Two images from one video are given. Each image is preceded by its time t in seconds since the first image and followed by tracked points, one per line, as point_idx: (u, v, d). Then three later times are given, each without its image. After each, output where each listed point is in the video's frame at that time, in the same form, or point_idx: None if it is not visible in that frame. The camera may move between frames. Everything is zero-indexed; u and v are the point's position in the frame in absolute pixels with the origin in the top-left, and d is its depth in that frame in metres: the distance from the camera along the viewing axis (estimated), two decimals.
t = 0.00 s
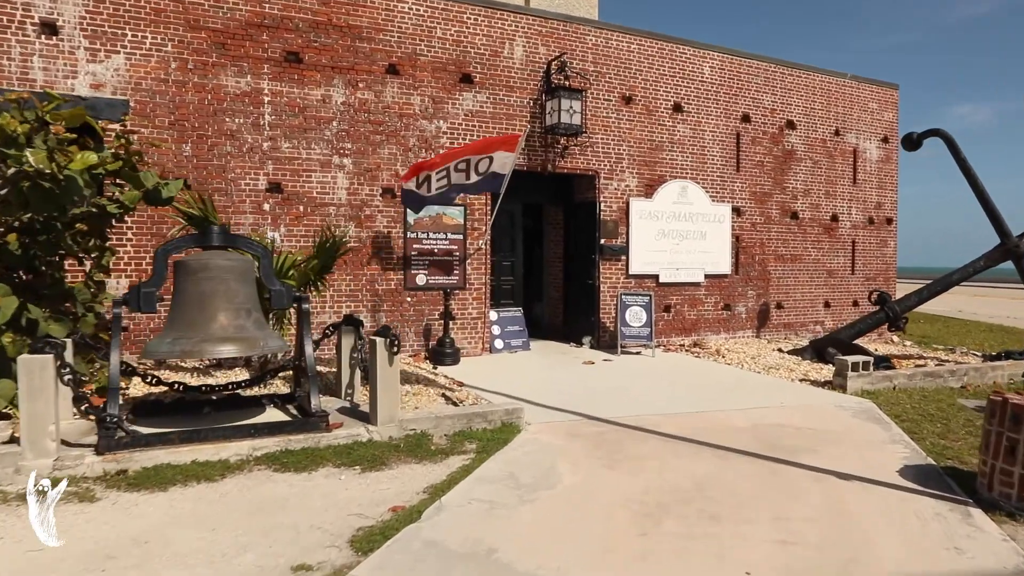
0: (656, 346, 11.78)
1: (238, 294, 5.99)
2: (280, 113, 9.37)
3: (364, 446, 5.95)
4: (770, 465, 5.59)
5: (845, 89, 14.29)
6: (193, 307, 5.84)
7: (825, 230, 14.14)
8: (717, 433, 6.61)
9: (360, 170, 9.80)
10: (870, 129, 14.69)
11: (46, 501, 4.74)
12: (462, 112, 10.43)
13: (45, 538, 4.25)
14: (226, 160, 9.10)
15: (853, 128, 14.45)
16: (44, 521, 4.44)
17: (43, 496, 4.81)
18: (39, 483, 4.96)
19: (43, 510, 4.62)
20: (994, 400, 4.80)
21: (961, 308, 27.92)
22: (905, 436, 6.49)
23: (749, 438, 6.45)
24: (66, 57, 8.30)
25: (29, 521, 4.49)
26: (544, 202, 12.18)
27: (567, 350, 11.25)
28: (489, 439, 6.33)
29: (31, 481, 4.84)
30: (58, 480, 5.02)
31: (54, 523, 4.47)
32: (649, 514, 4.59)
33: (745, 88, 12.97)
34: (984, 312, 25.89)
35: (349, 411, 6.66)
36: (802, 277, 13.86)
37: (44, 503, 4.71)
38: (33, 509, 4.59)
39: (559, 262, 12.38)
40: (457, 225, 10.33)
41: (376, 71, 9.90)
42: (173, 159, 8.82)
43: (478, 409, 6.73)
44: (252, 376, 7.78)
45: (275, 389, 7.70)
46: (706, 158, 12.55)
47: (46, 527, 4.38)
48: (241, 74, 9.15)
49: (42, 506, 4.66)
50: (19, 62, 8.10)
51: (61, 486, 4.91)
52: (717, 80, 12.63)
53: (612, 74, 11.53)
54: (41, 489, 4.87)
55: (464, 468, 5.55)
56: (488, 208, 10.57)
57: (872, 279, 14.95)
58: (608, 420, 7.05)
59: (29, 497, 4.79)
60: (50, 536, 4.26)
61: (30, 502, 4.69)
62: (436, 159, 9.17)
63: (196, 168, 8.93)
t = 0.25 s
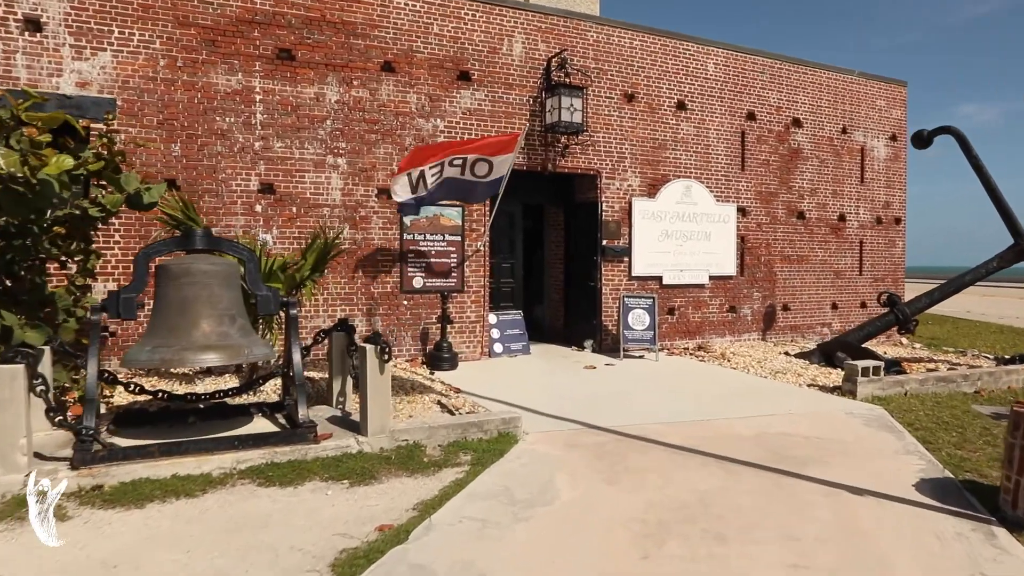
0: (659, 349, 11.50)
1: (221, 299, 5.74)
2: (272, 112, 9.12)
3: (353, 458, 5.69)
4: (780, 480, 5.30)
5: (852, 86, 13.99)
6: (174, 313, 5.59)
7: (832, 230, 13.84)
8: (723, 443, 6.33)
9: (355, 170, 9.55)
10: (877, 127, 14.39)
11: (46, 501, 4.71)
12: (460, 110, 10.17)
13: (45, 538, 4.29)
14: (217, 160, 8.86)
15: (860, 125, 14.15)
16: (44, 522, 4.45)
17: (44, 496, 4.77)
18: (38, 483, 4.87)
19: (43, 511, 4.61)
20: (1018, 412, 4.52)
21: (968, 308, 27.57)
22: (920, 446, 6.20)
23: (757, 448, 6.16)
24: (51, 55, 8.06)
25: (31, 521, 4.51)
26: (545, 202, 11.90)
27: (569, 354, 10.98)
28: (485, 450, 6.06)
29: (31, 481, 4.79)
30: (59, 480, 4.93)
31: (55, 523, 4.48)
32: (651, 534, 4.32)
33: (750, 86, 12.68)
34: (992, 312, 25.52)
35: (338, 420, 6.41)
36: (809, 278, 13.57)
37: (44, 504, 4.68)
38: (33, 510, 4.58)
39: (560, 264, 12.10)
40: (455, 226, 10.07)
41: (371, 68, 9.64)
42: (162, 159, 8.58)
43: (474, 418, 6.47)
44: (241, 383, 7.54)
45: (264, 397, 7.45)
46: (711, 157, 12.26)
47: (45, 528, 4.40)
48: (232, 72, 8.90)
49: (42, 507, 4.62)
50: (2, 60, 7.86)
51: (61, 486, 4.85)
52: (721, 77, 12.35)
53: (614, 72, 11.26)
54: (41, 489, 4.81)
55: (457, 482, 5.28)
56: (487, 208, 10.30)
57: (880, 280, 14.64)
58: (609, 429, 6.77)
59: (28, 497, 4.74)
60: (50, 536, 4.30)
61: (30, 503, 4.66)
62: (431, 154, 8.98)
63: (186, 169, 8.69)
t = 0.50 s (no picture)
0: (662, 351, 11.23)
1: (203, 301, 5.50)
2: (263, 108, 8.89)
3: (340, 467, 5.45)
4: (787, 491, 5.04)
5: (859, 82, 13.70)
6: (153, 315, 5.35)
7: (839, 229, 13.55)
8: (727, 451, 6.06)
9: (349, 167, 9.31)
10: (885, 125, 14.10)
11: (46, 501, 4.62)
12: (456, 106, 9.92)
13: (45, 537, 4.23)
14: (207, 158, 8.63)
15: (868, 123, 13.85)
16: (45, 522, 4.38)
17: (43, 496, 4.67)
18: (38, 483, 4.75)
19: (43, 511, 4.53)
20: None
21: (976, 309, 27.21)
22: (934, 455, 5.92)
23: (762, 457, 5.90)
24: (35, 49, 7.84)
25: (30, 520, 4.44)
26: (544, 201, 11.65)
27: (569, 356, 10.72)
28: (478, 458, 5.81)
29: (31, 481, 4.69)
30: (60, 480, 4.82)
31: (55, 523, 4.41)
32: (650, 551, 4.06)
33: (755, 82, 12.41)
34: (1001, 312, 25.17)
35: (327, 427, 6.18)
36: (815, 278, 13.28)
37: (44, 504, 4.59)
38: (32, 510, 4.50)
39: (560, 264, 11.83)
40: (452, 225, 9.82)
41: (365, 63, 9.40)
42: (149, 156, 8.36)
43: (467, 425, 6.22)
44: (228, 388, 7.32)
45: (252, 402, 7.23)
46: (715, 155, 11.99)
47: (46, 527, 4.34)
48: (222, 67, 8.67)
49: (42, 507, 4.54)
50: None
51: (61, 486, 4.75)
52: (725, 73, 12.08)
53: (615, 67, 11.00)
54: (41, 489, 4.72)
55: (447, 493, 5.03)
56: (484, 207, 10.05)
57: (887, 280, 14.34)
58: (608, 436, 6.51)
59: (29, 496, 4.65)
60: (50, 536, 4.24)
61: (30, 503, 4.57)
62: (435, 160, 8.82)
63: (175, 166, 8.47)
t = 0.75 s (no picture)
0: (663, 354, 10.98)
1: (181, 304, 5.26)
2: (253, 106, 8.66)
3: (323, 479, 5.21)
4: (792, 506, 4.78)
5: (865, 80, 13.42)
6: (128, 320, 5.11)
7: (844, 230, 13.27)
8: (729, 461, 5.80)
9: (341, 166, 9.08)
10: (891, 123, 13.82)
11: (45, 501, 4.56)
12: (452, 104, 9.68)
13: (44, 538, 4.20)
14: (194, 156, 8.41)
15: (873, 121, 13.58)
16: (44, 522, 4.34)
17: (43, 496, 4.60)
18: (39, 481, 4.67)
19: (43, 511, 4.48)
20: None
21: (983, 310, 26.87)
22: (947, 466, 5.66)
23: (766, 468, 5.63)
24: (16, 43, 7.61)
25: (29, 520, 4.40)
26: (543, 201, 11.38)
27: (567, 360, 10.47)
28: (468, 469, 5.56)
29: (29, 479, 4.59)
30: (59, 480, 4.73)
31: (54, 524, 4.37)
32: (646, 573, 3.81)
33: (758, 79, 12.14)
34: (1008, 314, 24.86)
35: (312, 436, 5.95)
36: (820, 280, 13.01)
37: (43, 504, 4.52)
38: (32, 509, 4.44)
39: (559, 265, 11.58)
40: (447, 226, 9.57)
41: (358, 59, 9.17)
42: (135, 154, 8.13)
43: (458, 433, 5.97)
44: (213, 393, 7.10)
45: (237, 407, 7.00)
46: (717, 154, 11.73)
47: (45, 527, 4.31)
48: (210, 63, 8.44)
49: (41, 508, 4.47)
50: None
51: (61, 486, 4.67)
52: (728, 70, 11.82)
53: (615, 64, 10.74)
54: (41, 488, 4.64)
55: (434, 508, 4.79)
56: (481, 207, 9.81)
57: (894, 282, 14.06)
58: (605, 445, 6.25)
59: (28, 495, 4.57)
60: (49, 536, 4.22)
61: (29, 502, 4.51)
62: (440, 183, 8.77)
63: (161, 165, 8.25)
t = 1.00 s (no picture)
0: (665, 356, 10.71)
1: (157, 306, 5.02)
2: (243, 101, 8.42)
3: (306, 490, 4.96)
4: (800, 520, 4.52)
5: (872, 75, 13.13)
6: (101, 322, 4.87)
7: (851, 228, 12.99)
8: (732, 470, 5.54)
9: (334, 163, 8.84)
10: (899, 119, 13.53)
11: (46, 501, 4.44)
12: (447, 99, 9.43)
13: (44, 538, 4.14)
14: (182, 153, 8.17)
15: (881, 117, 13.29)
16: (43, 522, 4.26)
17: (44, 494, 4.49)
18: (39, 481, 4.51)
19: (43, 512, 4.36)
20: None
21: (991, 310, 26.51)
22: (962, 476, 5.39)
23: (772, 477, 5.36)
24: None
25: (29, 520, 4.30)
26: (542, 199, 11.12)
27: (566, 362, 10.21)
28: (459, 479, 5.31)
29: (28, 480, 4.44)
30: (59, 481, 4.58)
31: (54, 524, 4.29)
32: None
33: (763, 74, 11.86)
34: (1016, 314, 24.50)
35: (297, 443, 5.70)
36: (826, 279, 12.73)
37: (44, 505, 4.42)
38: (32, 510, 4.34)
39: (558, 265, 11.31)
40: (443, 224, 9.32)
41: (351, 53, 8.92)
42: (120, 151, 7.89)
43: (449, 440, 5.72)
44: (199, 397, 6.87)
45: (223, 412, 6.76)
46: (721, 150, 11.45)
47: (44, 527, 4.23)
48: (198, 57, 8.20)
49: (42, 508, 4.37)
50: None
51: (62, 486, 4.54)
52: (731, 65, 11.54)
53: (616, 58, 10.47)
54: (41, 488, 4.50)
55: (421, 521, 4.54)
56: (477, 205, 9.56)
57: (901, 282, 13.77)
58: (603, 452, 6.00)
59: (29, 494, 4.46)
60: (50, 536, 4.17)
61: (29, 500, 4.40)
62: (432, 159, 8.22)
63: (147, 162, 8.01)
